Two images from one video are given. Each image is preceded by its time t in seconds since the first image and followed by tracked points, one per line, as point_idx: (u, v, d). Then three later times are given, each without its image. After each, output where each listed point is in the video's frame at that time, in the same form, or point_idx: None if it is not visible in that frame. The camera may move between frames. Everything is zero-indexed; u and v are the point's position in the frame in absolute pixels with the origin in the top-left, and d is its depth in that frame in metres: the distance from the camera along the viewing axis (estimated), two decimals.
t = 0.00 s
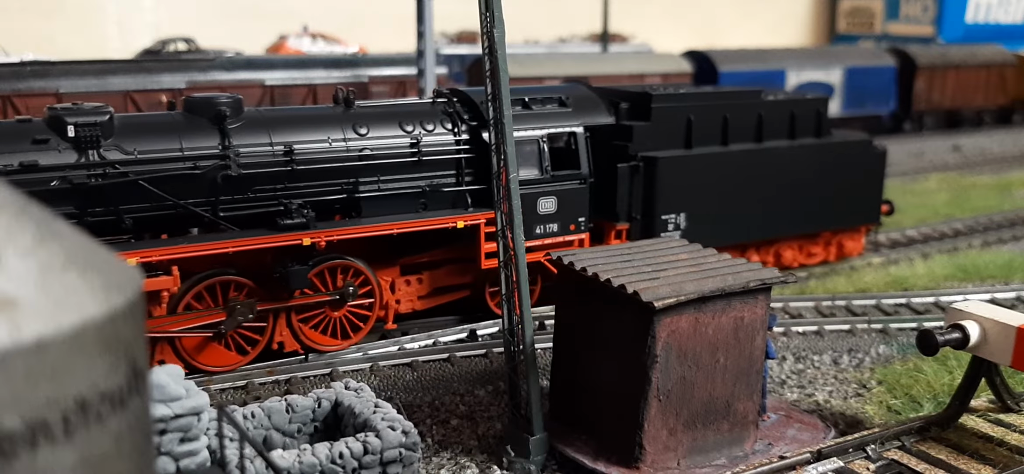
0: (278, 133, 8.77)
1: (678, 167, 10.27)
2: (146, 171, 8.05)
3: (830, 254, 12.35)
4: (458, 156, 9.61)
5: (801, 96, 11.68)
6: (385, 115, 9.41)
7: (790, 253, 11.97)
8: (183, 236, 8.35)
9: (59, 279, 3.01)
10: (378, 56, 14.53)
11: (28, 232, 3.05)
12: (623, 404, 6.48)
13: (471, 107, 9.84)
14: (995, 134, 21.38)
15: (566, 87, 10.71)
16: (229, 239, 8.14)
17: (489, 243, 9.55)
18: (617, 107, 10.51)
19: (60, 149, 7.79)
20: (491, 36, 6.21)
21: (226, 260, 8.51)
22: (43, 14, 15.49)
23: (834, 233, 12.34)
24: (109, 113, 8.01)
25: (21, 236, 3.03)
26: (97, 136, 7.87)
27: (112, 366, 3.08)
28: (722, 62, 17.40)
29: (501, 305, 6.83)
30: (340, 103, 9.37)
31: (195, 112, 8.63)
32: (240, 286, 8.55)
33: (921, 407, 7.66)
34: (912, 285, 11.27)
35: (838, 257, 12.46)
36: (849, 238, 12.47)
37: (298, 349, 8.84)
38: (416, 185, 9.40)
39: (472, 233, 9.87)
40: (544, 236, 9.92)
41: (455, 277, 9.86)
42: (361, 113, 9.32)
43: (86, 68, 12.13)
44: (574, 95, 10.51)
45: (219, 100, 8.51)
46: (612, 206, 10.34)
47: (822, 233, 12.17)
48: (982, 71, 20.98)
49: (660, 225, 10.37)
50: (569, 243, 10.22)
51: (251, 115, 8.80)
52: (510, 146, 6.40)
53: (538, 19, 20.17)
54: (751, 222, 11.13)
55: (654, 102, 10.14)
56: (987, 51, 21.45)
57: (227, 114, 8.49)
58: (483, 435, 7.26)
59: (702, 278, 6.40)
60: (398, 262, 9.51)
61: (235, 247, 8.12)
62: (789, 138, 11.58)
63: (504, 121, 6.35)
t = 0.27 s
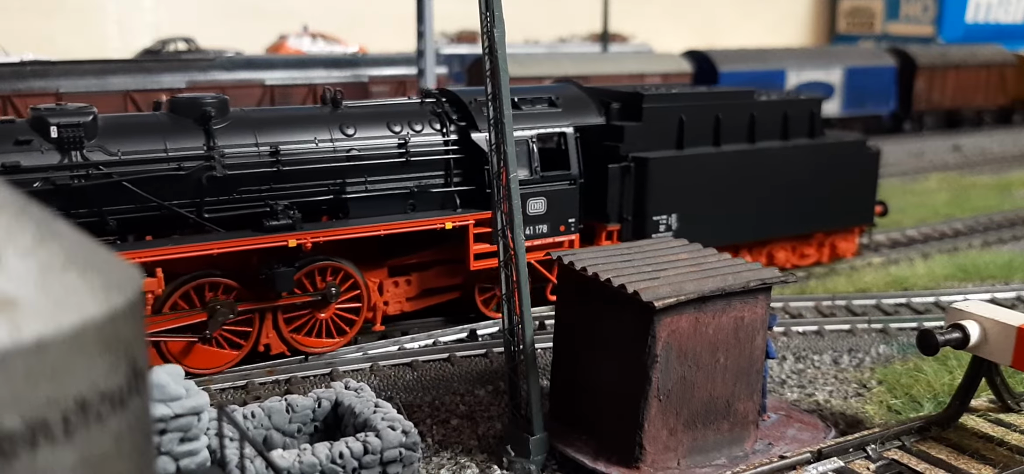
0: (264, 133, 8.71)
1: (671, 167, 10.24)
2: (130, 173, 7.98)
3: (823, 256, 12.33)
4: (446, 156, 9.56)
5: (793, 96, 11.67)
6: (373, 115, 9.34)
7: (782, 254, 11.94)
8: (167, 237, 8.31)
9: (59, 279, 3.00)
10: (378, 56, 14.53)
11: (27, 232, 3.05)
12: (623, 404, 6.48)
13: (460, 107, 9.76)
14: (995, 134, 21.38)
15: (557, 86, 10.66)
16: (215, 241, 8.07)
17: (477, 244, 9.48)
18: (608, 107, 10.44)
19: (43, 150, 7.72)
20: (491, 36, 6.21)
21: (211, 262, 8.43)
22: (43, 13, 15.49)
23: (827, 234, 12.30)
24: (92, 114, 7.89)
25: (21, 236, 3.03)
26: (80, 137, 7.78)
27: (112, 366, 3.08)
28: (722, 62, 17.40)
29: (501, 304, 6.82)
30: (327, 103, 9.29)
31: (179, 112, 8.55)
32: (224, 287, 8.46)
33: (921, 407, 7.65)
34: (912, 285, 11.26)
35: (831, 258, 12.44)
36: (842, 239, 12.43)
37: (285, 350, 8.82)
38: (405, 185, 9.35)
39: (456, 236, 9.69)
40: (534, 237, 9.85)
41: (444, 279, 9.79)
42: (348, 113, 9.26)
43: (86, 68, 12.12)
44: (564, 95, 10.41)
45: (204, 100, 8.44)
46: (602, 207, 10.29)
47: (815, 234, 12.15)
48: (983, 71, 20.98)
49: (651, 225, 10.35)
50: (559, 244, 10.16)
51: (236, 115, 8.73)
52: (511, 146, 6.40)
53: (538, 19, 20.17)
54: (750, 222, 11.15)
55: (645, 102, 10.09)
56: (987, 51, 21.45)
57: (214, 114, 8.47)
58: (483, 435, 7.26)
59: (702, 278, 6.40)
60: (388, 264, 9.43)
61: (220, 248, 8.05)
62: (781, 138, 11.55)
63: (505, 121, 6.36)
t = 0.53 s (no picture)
0: (248, 133, 8.64)
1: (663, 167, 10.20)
2: (112, 174, 7.92)
3: (816, 257, 12.29)
4: (434, 157, 9.46)
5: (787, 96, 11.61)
6: (360, 115, 9.26)
7: (775, 255, 11.91)
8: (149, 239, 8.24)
9: (59, 278, 3.00)
10: (378, 56, 14.52)
11: (28, 231, 3.05)
12: (623, 404, 6.48)
13: (448, 107, 9.66)
14: (995, 133, 21.38)
15: (547, 86, 10.62)
16: (198, 243, 7.99)
17: (466, 246, 9.40)
18: (598, 108, 10.42)
19: (24, 151, 7.64)
20: (491, 36, 6.22)
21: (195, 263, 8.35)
22: (43, 12, 15.50)
23: (821, 235, 12.25)
24: (75, 115, 7.85)
25: (21, 236, 3.03)
26: (62, 137, 7.71)
27: (112, 366, 3.07)
28: (722, 62, 17.40)
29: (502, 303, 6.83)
30: (314, 103, 9.23)
31: (162, 112, 8.45)
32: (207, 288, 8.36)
33: (922, 407, 7.65)
34: (913, 285, 11.26)
35: (824, 258, 12.37)
36: (836, 240, 12.37)
37: (271, 352, 8.77)
38: (393, 186, 9.26)
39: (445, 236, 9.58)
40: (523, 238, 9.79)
41: (432, 280, 9.71)
42: (334, 113, 9.19)
43: (86, 67, 12.12)
44: (553, 95, 10.39)
45: (189, 100, 8.37)
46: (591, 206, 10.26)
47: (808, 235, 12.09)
48: (983, 71, 20.97)
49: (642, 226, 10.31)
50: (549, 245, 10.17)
51: (221, 116, 8.66)
52: (511, 145, 6.40)
53: (538, 18, 20.16)
54: (748, 221, 11.17)
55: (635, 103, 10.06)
56: (987, 50, 21.45)
57: (198, 115, 8.35)
58: (484, 435, 7.26)
59: (703, 277, 6.39)
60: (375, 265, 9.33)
61: (203, 250, 7.97)
62: (773, 138, 11.50)
63: (505, 120, 6.35)
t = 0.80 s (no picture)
0: (235, 135, 8.60)
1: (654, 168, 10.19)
2: (96, 176, 7.91)
3: (808, 258, 12.29)
4: (423, 159, 9.40)
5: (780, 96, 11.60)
6: (348, 117, 9.21)
7: (767, 256, 11.92)
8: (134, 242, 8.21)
9: (59, 278, 3.01)
10: (378, 56, 14.53)
11: (28, 232, 3.06)
12: (623, 404, 6.49)
13: (438, 110, 9.59)
14: (995, 133, 21.39)
15: (538, 89, 10.54)
16: (182, 246, 7.95)
17: (455, 248, 9.31)
18: (589, 109, 10.39)
19: (7, 153, 7.61)
20: (492, 36, 6.22)
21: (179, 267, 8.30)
22: (43, 12, 15.52)
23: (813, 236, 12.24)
24: (59, 116, 7.79)
25: (21, 236, 3.04)
26: (46, 139, 7.65)
27: (112, 366, 3.08)
28: (722, 63, 17.41)
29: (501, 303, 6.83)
30: (301, 105, 9.20)
31: (147, 114, 8.42)
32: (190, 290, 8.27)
33: (921, 407, 7.65)
34: (912, 285, 11.27)
35: (817, 260, 12.35)
36: (828, 241, 12.36)
37: (258, 356, 8.70)
38: (381, 188, 9.19)
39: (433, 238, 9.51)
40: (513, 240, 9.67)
41: (422, 283, 9.64)
42: (322, 115, 9.14)
43: (86, 68, 12.13)
44: (543, 97, 10.28)
45: (174, 102, 8.33)
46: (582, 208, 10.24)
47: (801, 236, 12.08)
48: (983, 71, 20.98)
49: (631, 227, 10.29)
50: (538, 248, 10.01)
51: (207, 118, 8.62)
52: (511, 146, 6.41)
53: (538, 19, 20.17)
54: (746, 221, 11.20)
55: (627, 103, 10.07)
56: (987, 50, 21.46)
57: (182, 117, 8.33)
58: (484, 435, 7.26)
59: (702, 278, 6.40)
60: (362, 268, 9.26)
61: (187, 253, 7.92)
62: (765, 139, 11.46)
63: (505, 121, 6.35)
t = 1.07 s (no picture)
0: (222, 137, 8.59)
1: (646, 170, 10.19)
2: (82, 178, 7.86)
3: (803, 260, 12.25)
4: (412, 160, 9.39)
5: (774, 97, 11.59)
6: (336, 119, 9.19)
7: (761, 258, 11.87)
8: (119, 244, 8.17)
9: (60, 279, 3.01)
10: (378, 56, 14.53)
11: (28, 232, 3.06)
12: (622, 404, 6.49)
13: (428, 112, 9.58)
14: (995, 134, 21.40)
15: (530, 90, 10.52)
16: (167, 248, 7.92)
17: (444, 250, 9.28)
18: (580, 110, 10.39)
19: None
20: (492, 37, 6.23)
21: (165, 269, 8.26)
22: (42, 12, 15.52)
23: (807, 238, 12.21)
24: (44, 118, 7.83)
25: (22, 237, 3.04)
26: (30, 141, 7.61)
27: (112, 366, 3.08)
28: (722, 63, 17.43)
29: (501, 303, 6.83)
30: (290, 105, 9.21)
31: (135, 116, 8.43)
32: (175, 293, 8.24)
33: (921, 407, 7.66)
34: (912, 285, 11.27)
35: (810, 262, 12.34)
36: (822, 243, 12.34)
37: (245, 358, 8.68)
38: (369, 190, 9.17)
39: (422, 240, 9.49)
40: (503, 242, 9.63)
41: (411, 285, 9.63)
42: (310, 115, 9.14)
43: (86, 68, 12.13)
44: (534, 99, 10.24)
45: (161, 103, 8.34)
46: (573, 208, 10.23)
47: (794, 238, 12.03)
48: (982, 71, 20.99)
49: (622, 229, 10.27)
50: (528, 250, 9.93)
51: (194, 119, 8.62)
52: (511, 146, 6.41)
53: (538, 19, 20.17)
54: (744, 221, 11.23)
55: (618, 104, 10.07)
56: (987, 51, 21.47)
57: (169, 118, 8.35)
58: (484, 435, 7.27)
59: (702, 278, 6.40)
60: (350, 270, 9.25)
61: (172, 255, 7.90)
62: (759, 140, 11.44)
63: (505, 121, 6.35)
